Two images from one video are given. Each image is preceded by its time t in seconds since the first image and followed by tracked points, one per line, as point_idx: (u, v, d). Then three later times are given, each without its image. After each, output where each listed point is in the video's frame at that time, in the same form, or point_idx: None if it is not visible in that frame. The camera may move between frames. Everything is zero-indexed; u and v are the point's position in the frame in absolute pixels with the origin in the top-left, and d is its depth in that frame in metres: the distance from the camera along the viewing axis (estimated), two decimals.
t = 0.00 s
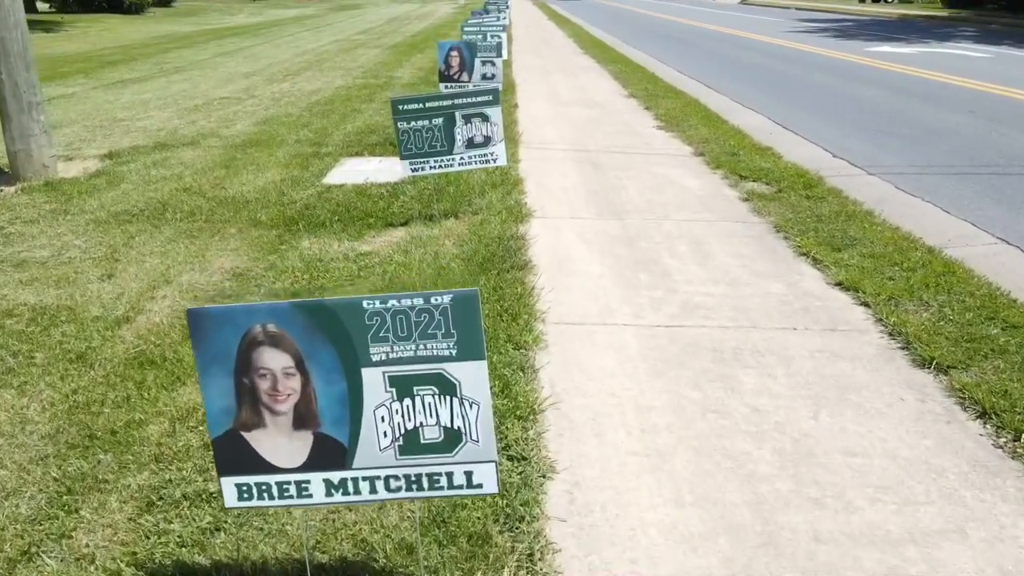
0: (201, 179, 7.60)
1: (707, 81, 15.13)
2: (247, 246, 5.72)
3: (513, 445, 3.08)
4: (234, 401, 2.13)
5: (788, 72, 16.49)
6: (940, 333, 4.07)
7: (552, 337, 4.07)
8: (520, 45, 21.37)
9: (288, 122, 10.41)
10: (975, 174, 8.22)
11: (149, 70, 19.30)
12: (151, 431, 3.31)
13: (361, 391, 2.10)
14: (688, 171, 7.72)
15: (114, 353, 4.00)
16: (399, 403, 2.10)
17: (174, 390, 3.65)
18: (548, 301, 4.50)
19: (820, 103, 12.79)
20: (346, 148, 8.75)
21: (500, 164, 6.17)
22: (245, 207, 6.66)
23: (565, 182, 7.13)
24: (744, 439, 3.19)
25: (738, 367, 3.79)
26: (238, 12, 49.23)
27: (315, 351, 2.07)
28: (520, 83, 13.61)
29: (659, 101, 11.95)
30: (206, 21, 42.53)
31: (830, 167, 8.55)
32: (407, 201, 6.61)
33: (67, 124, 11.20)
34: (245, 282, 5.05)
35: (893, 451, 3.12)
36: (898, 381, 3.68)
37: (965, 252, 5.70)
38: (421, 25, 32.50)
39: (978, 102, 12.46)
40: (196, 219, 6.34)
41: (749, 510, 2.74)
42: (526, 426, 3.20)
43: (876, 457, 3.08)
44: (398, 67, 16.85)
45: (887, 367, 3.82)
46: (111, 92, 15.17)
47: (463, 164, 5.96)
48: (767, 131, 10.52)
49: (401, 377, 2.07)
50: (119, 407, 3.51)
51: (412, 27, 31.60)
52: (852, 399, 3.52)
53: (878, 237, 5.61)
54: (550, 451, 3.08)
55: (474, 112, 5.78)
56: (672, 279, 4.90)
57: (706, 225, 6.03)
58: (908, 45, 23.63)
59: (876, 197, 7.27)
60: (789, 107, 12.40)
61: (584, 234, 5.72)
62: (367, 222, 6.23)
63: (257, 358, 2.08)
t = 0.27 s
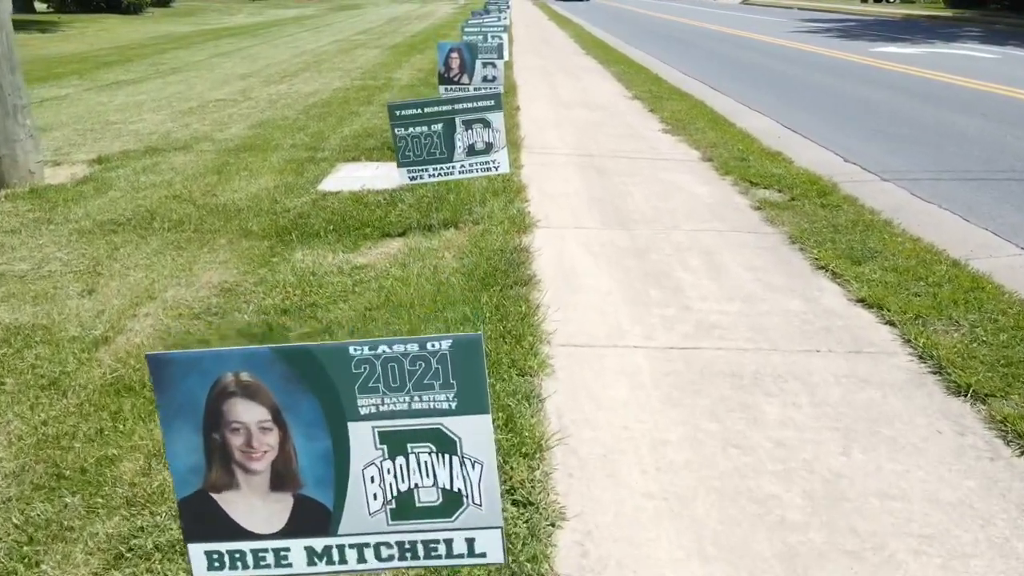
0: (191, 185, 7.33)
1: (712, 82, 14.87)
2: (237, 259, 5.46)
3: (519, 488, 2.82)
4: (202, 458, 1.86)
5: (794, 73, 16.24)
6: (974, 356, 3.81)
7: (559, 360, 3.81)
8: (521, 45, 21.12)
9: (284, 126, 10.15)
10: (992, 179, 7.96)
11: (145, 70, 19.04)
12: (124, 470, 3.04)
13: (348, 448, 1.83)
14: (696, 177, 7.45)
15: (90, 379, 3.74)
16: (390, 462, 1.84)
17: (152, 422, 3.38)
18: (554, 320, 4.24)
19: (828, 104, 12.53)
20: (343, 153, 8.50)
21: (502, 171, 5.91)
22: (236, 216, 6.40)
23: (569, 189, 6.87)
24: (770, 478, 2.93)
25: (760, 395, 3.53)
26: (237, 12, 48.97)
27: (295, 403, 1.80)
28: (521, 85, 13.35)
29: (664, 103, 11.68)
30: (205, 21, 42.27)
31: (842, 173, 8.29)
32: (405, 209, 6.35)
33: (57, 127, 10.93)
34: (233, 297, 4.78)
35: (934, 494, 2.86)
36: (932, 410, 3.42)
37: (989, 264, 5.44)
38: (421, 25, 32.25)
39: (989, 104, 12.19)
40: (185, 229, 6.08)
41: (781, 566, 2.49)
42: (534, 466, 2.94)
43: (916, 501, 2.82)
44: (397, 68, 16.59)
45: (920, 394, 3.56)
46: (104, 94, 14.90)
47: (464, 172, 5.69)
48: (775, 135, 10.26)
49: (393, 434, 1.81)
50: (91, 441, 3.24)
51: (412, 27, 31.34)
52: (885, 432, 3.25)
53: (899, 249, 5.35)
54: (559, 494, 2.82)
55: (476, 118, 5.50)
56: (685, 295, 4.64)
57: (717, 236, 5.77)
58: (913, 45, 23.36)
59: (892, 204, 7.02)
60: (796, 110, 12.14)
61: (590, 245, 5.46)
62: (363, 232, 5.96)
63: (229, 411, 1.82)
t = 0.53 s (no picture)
0: (180, 193, 7.05)
1: (716, 84, 14.59)
2: (223, 272, 5.17)
3: (524, 544, 2.55)
4: (152, 542, 1.58)
5: (799, 74, 15.96)
6: (1014, 384, 3.53)
7: (566, 390, 3.53)
8: (522, 46, 20.84)
9: (279, 130, 9.87)
10: (1011, 186, 7.68)
11: (139, 72, 18.76)
12: (88, 520, 2.76)
13: (324, 532, 1.57)
14: (705, 184, 7.17)
15: (58, 412, 3.46)
16: (375, 547, 1.58)
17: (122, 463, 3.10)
18: (559, 344, 3.96)
19: (837, 107, 12.25)
20: (338, 158, 8.21)
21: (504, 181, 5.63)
22: (225, 226, 6.11)
23: (573, 198, 6.59)
24: (802, 529, 2.65)
25: (785, 429, 3.25)
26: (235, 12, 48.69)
27: (262, 478, 1.53)
28: (522, 87, 13.08)
29: (669, 106, 11.39)
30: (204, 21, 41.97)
31: (854, 179, 8.01)
32: (401, 220, 6.06)
33: (46, 131, 10.65)
34: (217, 316, 4.50)
35: (984, 548, 2.58)
36: (974, 447, 3.14)
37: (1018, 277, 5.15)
38: (421, 25, 31.97)
39: (1001, 106, 11.91)
40: (171, 240, 5.80)
41: None
42: (540, 517, 2.66)
43: (965, 556, 2.54)
44: (396, 69, 16.31)
45: (959, 428, 3.28)
46: (97, 96, 14.61)
47: (464, 181, 5.40)
48: (783, 139, 9.97)
49: (378, 516, 1.56)
50: (54, 484, 2.96)
51: (411, 27, 31.06)
52: (924, 472, 2.97)
53: (923, 262, 5.07)
54: (568, 550, 2.54)
55: (475, 125, 5.21)
56: (699, 315, 4.35)
57: (730, 248, 5.49)
58: (919, 45, 23.08)
59: (909, 212, 6.74)
60: (804, 113, 11.86)
61: (596, 259, 5.18)
62: (356, 244, 5.68)
63: (183, 487, 1.54)
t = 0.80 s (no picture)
0: (166, 201, 6.75)
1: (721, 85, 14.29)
2: (206, 289, 4.88)
3: None
4: None
5: (805, 75, 15.66)
6: None
7: (572, 427, 3.23)
8: (522, 47, 20.55)
9: (272, 134, 9.56)
10: None
11: (134, 73, 18.45)
12: None
13: None
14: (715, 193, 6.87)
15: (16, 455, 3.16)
16: None
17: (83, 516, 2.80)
18: (565, 372, 3.66)
19: (846, 109, 11.95)
20: (333, 164, 7.91)
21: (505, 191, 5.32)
22: (211, 238, 5.81)
23: (577, 208, 6.29)
24: None
25: (816, 474, 2.95)
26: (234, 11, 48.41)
27: None
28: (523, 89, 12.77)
29: (674, 108, 11.08)
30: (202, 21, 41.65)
31: (869, 186, 7.72)
32: (397, 232, 5.77)
33: (33, 135, 10.34)
34: (198, 339, 4.20)
35: None
36: None
37: None
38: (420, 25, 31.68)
39: (1015, 110, 11.61)
40: (153, 253, 5.50)
41: None
42: None
43: None
44: (394, 71, 16.01)
45: (1007, 472, 2.98)
46: (89, 98, 14.31)
47: (462, 192, 5.10)
48: (792, 143, 9.67)
49: None
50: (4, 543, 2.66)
51: (411, 27, 30.75)
52: (974, 527, 2.67)
53: (950, 279, 4.77)
54: None
55: (475, 132, 4.90)
56: (714, 339, 4.05)
57: (744, 263, 5.19)
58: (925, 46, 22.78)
59: (929, 221, 6.44)
60: (812, 116, 11.56)
61: (603, 275, 4.88)
62: (349, 258, 5.39)
63: None
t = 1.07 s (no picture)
0: (151, 211, 6.44)
1: (726, 86, 13.99)
2: (187, 308, 4.57)
3: None
4: None
5: (812, 75, 15.34)
6: None
7: (582, 474, 2.91)
8: (523, 48, 20.26)
9: (265, 138, 9.25)
10: None
11: (128, 74, 18.13)
12: None
13: None
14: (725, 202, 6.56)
15: None
16: None
17: None
18: (572, 407, 3.34)
19: (855, 111, 11.65)
20: (326, 171, 7.60)
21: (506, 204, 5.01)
22: (196, 251, 5.51)
23: (582, 218, 5.97)
24: None
25: (856, 530, 2.62)
26: (233, 11, 48.16)
27: None
28: (524, 91, 12.47)
29: (680, 111, 10.77)
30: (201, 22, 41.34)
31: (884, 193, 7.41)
32: (393, 246, 5.46)
33: (19, 139, 10.03)
34: (174, 366, 3.88)
35: None
36: None
37: None
38: (420, 25, 31.39)
39: None
40: (134, 268, 5.19)
41: None
42: None
43: None
44: (392, 72, 15.71)
45: None
46: (80, 100, 14.00)
47: (461, 205, 4.78)
48: (802, 148, 9.35)
49: None
50: None
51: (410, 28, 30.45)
52: None
53: (982, 298, 4.45)
54: None
55: (475, 141, 4.59)
56: (734, 367, 3.73)
57: (761, 279, 4.87)
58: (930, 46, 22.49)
59: (952, 231, 6.13)
60: (822, 119, 11.24)
61: (610, 294, 4.57)
62: (341, 274, 5.08)
63: None
